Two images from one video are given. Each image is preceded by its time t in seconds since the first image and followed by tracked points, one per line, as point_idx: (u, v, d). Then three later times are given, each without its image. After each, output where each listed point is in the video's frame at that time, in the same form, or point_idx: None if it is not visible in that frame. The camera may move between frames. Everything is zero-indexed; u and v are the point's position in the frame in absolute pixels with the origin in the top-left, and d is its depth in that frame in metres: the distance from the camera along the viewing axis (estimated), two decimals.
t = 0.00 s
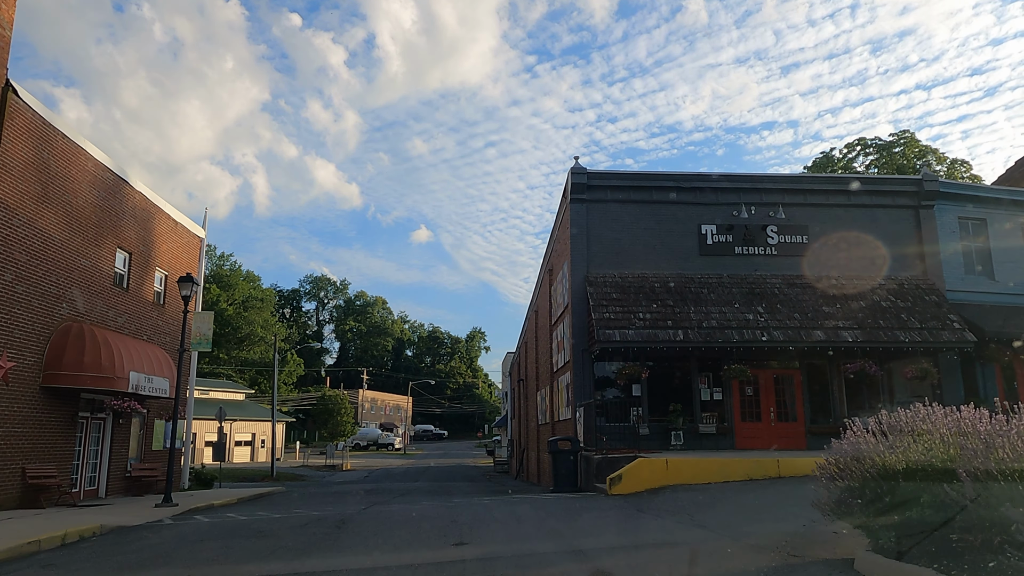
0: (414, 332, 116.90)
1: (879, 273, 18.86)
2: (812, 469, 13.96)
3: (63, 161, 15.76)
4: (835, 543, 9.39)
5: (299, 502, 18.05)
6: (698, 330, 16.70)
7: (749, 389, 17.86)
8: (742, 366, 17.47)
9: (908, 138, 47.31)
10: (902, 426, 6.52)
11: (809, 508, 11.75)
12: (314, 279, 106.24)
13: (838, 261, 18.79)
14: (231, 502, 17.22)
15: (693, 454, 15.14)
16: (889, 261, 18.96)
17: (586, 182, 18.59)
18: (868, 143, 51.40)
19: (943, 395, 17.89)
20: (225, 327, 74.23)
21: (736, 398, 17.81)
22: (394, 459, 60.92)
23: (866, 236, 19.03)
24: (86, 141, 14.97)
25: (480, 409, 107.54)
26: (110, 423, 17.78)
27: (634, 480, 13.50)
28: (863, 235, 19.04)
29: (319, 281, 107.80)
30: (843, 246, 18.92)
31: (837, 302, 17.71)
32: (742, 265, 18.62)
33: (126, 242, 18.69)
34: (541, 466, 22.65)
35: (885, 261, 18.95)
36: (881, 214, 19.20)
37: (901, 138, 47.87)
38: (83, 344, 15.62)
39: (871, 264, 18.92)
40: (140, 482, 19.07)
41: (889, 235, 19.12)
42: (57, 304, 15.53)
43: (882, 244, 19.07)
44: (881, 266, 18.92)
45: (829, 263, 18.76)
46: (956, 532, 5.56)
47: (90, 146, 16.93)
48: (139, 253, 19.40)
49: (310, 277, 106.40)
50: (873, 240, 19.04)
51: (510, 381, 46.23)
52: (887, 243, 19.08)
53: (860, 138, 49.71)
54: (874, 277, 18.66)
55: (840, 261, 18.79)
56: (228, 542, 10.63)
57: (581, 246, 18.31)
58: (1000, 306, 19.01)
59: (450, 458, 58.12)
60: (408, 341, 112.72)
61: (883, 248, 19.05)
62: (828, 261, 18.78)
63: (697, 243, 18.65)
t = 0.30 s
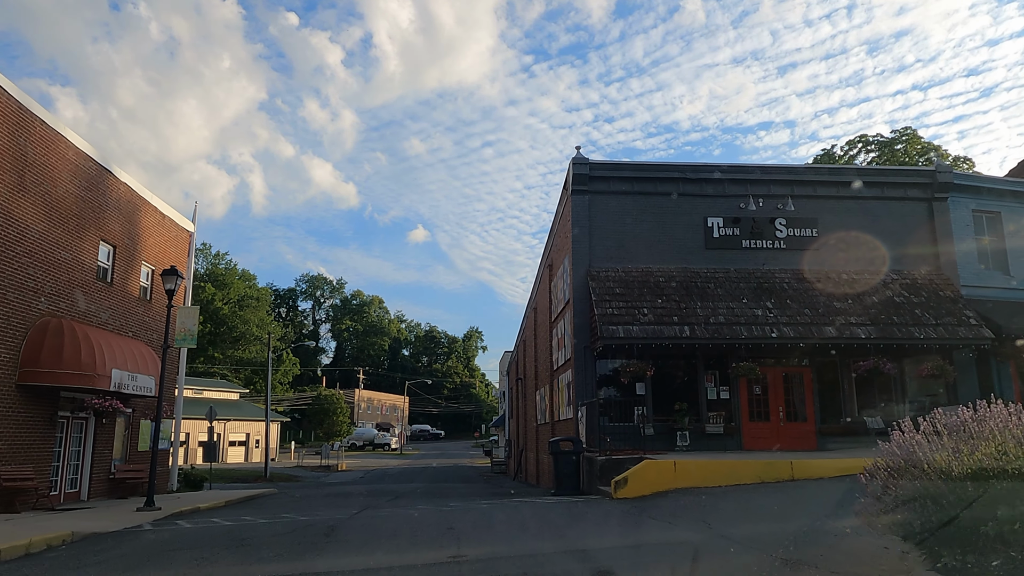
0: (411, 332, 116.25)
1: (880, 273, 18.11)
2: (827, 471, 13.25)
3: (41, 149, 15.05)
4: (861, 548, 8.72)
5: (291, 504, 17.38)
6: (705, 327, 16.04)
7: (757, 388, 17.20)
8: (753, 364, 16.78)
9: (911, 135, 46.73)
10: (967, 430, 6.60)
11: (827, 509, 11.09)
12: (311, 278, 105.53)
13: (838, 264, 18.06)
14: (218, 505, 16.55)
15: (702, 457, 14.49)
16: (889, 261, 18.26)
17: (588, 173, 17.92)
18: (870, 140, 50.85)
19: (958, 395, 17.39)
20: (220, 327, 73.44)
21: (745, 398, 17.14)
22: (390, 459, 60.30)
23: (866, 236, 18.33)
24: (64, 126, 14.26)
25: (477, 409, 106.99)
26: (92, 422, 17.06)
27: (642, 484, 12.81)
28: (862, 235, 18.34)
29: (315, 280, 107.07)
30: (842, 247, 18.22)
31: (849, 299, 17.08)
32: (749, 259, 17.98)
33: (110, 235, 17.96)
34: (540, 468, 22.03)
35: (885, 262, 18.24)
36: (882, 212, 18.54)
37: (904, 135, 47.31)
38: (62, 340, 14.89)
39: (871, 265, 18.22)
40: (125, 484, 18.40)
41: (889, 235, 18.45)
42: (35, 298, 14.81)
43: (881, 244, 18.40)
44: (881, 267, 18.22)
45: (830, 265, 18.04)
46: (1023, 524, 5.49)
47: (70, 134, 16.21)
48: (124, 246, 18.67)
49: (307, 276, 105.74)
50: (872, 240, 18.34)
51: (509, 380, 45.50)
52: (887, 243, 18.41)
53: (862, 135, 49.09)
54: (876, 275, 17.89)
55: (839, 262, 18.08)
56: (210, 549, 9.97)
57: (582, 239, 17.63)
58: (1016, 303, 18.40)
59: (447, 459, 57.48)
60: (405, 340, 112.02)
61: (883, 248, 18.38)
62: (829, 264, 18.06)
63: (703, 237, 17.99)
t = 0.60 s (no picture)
0: (407, 331, 115.63)
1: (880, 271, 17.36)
2: (842, 474, 12.60)
3: (16, 136, 14.36)
4: (879, 550, 8.18)
5: (280, 508, 16.72)
6: (711, 323, 15.40)
7: (765, 387, 16.57)
8: (762, 362, 16.13)
9: (913, 132, 46.21)
10: None
11: (837, 509, 10.59)
12: (307, 277, 104.76)
13: (839, 262, 17.35)
14: (203, 509, 15.89)
15: (710, 458, 13.85)
16: (890, 260, 17.56)
17: (589, 165, 17.27)
18: (870, 138, 50.35)
19: (973, 395, 16.79)
20: (215, 326, 72.55)
21: (752, 397, 16.50)
22: (385, 459, 59.68)
23: (865, 234, 17.68)
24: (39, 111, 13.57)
25: (474, 409, 106.37)
26: (73, 423, 16.39)
27: (647, 488, 12.15)
28: (861, 234, 17.69)
29: (311, 279, 106.30)
30: (842, 246, 17.57)
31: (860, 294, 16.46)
32: (756, 253, 17.37)
33: (92, 227, 17.25)
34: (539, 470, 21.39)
35: (885, 261, 17.53)
36: (887, 207, 17.89)
37: (905, 132, 46.77)
38: (38, 337, 14.19)
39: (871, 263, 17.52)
40: (109, 487, 17.72)
41: (891, 233, 17.80)
42: (9, 292, 14.11)
43: (881, 242, 17.73)
44: (881, 265, 17.51)
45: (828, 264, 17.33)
46: None
47: (49, 121, 15.52)
48: (107, 240, 17.96)
49: (302, 275, 105.01)
50: (871, 238, 17.69)
51: (506, 379, 44.77)
52: (887, 241, 17.75)
53: (863, 132, 48.54)
54: (882, 271, 17.24)
55: (840, 261, 17.39)
56: (188, 557, 9.36)
57: (583, 233, 16.99)
58: None
59: (443, 459, 56.82)
60: (401, 340, 111.34)
61: (883, 246, 17.71)
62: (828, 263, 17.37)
63: (708, 230, 17.37)
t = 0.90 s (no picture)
0: (402, 331, 114.93)
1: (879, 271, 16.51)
2: (857, 477, 11.97)
3: None
4: (896, 551, 7.64)
5: (267, 512, 16.04)
6: (717, 318, 14.76)
7: (771, 385, 15.96)
8: (770, 359, 15.50)
9: (913, 129, 45.77)
10: None
11: (854, 509, 9.99)
12: (301, 276, 104.06)
13: (843, 260, 16.70)
14: (186, 513, 15.18)
15: (718, 460, 13.22)
16: (889, 259, 16.88)
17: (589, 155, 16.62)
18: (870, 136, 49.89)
19: (986, 393, 16.25)
20: (207, 325, 71.77)
21: (758, 396, 15.88)
22: (380, 459, 59.00)
23: (863, 235, 17.03)
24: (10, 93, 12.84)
25: (469, 409, 105.78)
26: (50, 422, 15.67)
27: (652, 492, 11.50)
28: (860, 234, 17.05)
29: (306, 279, 105.58)
30: (839, 248, 16.90)
31: (870, 289, 15.86)
32: (762, 247, 16.75)
33: (71, 218, 16.53)
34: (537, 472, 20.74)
35: (885, 260, 16.80)
36: (896, 200, 17.29)
37: (905, 130, 46.32)
38: (10, 332, 13.46)
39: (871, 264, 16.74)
40: (89, 490, 17.00)
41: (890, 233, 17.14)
42: None
43: (881, 243, 17.09)
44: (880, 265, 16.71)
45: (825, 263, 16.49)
46: None
47: (25, 107, 14.80)
48: (87, 232, 17.25)
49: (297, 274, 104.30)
50: (870, 238, 17.05)
51: (501, 378, 44.18)
52: (887, 244, 17.11)
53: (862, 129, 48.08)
54: (892, 266, 16.64)
55: (841, 259, 16.70)
56: (162, 564, 8.71)
57: (583, 226, 16.33)
58: None
59: (439, 459, 56.20)
60: (396, 340, 110.64)
61: (883, 247, 17.06)
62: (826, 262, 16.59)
63: (712, 223, 16.75)
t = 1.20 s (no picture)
0: (396, 330, 114.23)
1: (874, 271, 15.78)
2: (872, 477, 11.37)
3: None
4: (924, 549, 7.05)
5: (253, 515, 15.35)
6: (722, 313, 14.15)
7: (778, 383, 15.36)
8: (777, 355, 14.90)
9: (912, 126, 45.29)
10: None
11: (871, 507, 9.39)
12: (294, 275, 103.23)
13: (848, 253, 16.08)
14: (167, 517, 14.48)
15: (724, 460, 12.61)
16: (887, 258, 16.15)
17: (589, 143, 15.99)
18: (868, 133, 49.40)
19: (998, 390, 15.69)
20: (199, 323, 70.93)
21: (764, 394, 15.28)
22: (373, 459, 58.29)
23: (858, 235, 16.36)
24: None
25: (463, 408, 105.08)
26: (25, 421, 14.95)
27: (656, 495, 10.85)
28: (856, 232, 16.39)
29: (299, 277, 104.75)
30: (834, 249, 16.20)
31: (880, 282, 15.28)
32: (768, 239, 16.15)
33: (47, 208, 15.79)
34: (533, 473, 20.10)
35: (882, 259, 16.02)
36: (905, 191, 16.69)
37: (904, 126, 45.82)
38: None
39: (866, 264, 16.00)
40: (66, 492, 16.26)
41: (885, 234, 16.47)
42: None
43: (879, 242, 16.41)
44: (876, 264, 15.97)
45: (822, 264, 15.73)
46: None
47: None
48: (65, 223, 16.51)
49: (290, 273, 103.50)
50: (867, 237, 16.38)
51: (496, 377, 43.53)
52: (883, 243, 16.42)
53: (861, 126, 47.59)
54: (901, 260, 16.05)
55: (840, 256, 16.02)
56: (130, 570, 8.04)
57: (582, 217, 15.69)
58: None
59: (433, 459, 55.54)
60: (389, 339, 109.87)
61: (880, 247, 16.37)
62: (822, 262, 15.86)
63: (716, 214, 16.15)
